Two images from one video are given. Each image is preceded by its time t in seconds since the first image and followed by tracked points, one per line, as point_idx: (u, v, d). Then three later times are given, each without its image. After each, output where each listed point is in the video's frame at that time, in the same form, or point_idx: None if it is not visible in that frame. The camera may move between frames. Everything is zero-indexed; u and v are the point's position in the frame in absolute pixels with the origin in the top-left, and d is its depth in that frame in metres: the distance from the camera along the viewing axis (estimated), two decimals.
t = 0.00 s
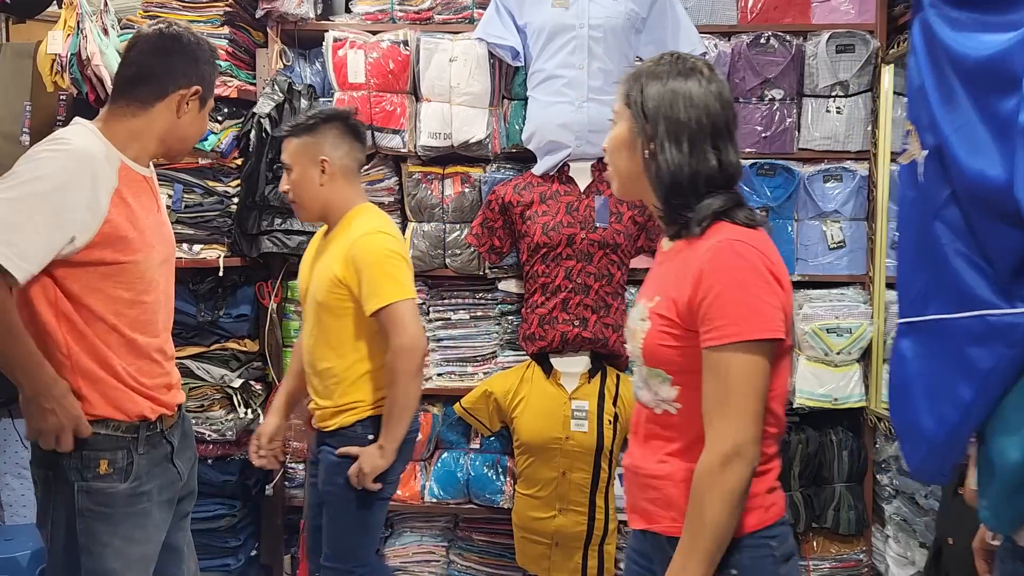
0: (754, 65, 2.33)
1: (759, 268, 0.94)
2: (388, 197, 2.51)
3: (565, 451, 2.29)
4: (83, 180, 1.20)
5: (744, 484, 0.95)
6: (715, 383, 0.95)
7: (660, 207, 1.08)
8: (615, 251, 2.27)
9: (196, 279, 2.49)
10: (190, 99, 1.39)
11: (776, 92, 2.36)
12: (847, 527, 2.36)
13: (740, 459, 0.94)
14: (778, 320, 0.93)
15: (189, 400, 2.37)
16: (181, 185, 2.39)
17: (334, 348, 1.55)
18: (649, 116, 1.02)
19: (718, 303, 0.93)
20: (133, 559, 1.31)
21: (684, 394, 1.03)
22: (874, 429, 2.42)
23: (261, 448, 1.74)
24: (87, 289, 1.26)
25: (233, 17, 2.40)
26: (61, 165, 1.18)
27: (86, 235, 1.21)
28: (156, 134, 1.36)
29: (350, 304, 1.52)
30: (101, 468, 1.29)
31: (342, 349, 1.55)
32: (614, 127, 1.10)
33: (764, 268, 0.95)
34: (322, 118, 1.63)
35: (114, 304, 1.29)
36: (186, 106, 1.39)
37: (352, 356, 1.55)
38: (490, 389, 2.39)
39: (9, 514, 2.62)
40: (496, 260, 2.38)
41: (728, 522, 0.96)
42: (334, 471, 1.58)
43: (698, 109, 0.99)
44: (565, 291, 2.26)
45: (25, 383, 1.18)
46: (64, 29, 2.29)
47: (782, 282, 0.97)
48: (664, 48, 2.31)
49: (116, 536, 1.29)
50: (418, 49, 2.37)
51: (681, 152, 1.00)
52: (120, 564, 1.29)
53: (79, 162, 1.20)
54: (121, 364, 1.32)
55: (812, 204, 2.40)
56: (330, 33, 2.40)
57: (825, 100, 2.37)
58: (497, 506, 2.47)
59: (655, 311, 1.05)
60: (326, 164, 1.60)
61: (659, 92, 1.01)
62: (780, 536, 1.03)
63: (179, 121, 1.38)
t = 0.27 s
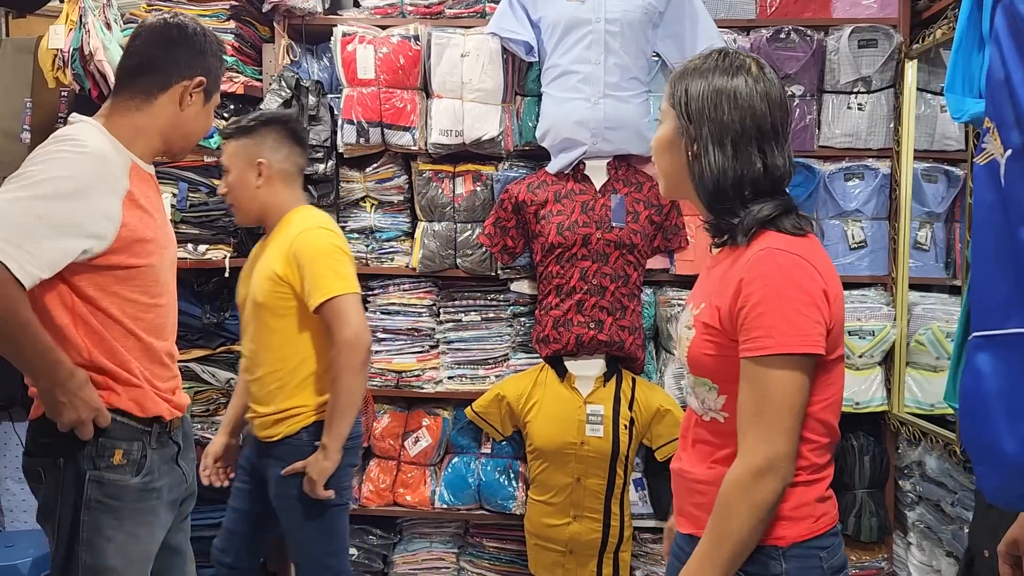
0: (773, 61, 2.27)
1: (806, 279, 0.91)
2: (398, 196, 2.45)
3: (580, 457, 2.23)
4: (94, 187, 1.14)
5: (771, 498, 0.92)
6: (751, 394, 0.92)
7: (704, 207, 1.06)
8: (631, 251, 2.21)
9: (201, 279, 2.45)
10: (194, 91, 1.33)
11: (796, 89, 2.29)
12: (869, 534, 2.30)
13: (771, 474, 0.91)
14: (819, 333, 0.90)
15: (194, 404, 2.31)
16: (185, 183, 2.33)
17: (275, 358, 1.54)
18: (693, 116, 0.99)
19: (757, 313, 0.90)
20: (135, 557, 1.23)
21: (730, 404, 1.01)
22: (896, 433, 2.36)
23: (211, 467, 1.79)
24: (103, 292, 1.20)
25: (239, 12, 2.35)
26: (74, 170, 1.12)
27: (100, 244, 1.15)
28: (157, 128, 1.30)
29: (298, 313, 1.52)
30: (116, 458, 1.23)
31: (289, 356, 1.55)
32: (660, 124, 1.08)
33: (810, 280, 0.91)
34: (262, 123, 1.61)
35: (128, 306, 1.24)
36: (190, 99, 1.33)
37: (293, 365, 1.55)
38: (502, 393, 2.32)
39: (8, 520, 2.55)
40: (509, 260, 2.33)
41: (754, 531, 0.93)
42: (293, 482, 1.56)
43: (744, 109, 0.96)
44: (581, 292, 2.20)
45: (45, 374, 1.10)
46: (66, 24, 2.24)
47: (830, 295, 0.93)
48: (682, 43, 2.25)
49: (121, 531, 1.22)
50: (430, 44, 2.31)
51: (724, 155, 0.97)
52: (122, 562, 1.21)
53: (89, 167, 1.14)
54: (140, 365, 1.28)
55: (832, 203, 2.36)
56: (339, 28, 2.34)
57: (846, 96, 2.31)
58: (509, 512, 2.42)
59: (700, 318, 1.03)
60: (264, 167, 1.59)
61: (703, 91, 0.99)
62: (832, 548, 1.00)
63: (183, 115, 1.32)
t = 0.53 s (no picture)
0: (782, 58, 2.23)
1: (814, 277, 0.94)
2: (401, 196, 2.42)
3: (586, 461, 2.20)
4: (84, 189, 1.09)
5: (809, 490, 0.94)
6: (776, 392, 0.95)
7: (713, 211, 1.08)
8: (637, 252, 2.18)
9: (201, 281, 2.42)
10: (184, 84, 1.28)
11: (805, 86, 2.27)
12: (879, 540, 2.26)
13: (808, 464, 0.94)
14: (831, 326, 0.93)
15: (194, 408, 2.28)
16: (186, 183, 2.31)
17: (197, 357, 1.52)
18: (700, 121, 1.02)
19: (772, 312, 0.93)
20: (132, 567, 1.20)
21: (734, 399, 1.04)
22: (906, 437, 2.32)
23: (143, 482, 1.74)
24: (98, 301, 1.15)
25: (240, 9, 2.31)
26: (60, 174, 1.07)
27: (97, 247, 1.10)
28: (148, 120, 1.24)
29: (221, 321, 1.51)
30: (115, 466, 1.19)
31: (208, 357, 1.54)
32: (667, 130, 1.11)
33: (820, 277, 0.94)
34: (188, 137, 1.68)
35: (125, 313, 1.19)
36: (180, 92, 1.27)
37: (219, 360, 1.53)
38: (506, 395, 2.29)
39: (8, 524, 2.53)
40: (514, 261, 2.30)
41: (807, 525, 0.95)
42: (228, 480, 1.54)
43: (749, 112, 0.99)
44: (587, 293, 2.17)
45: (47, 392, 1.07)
46: (64, 21, 2.20)
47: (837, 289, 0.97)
48: (690, 40, 2.22)
49: (120, 540, 1.19)
50: (433, 41, 2.28)
51: (732, 157, 1.00)
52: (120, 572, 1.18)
53: (77, 169, 1.09)
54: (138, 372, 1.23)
55: (842, 203, 2.32)
56: (341, 25, 2.31)
57: (857, 94, 2.28)
58: (513, 517, 2.38)
59: (707, 317, 1.05)
60: (175, 175, 1.57)
61: (708, 96, 1.02)
62: (817, 538, 1.04)
63: (175, 108, 1.27)
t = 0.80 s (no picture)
0: (782, 55, 2.20)
1: (778, 268, 1.03)
2: (397, 196, 2.40)
3: (583, 464, 2.18)
4: (57, 193, 1.04)
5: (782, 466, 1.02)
6: (747, 375, 1.03)
7: (689, 213, 1.18)
8: (635, 252, 2.15)
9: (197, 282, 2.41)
10: (178, 84, 1.26)
11: (805, 85, 2.23)
12: (881, 544, 2.23)
13: (782, 440, 1.01)
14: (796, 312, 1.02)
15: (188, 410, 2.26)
16: (180, 183, 2.28)
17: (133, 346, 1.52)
18: (680, 127, 1.12)
19: (741, 300, 1.01)
20: None
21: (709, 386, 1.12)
22: (909, 439, 2.28)
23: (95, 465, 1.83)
24: (88, 308, 1.13)
25: (234, 8, 2.29)
26: (31, 181, 1.03)
27: (76, 252, 1.08)
28: (141, 121, 1.22)
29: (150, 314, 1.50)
30: (100, 482, 1.18)
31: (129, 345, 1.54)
32: (648, 138, 1.21)
33: (784, 269, 1.03)
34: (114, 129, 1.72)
35: (117, 320, 1.16)
36: (175, 92, 1.25)
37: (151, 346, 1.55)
38: (503, 397, 2.27)
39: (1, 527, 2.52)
40: (510, 262, 2.27)
41: (784, 502, 1.02)
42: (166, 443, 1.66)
43: (725, 119, 1.10)
44: (584, 294, 2.13)
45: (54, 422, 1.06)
46: (56, 20, 2.19)
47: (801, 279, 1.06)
48: (689, 37, 2.19)
49: (108, 555, 1.19)
50: (428, 39, 2.25)
51: (710, 159, 1.10)
52: None
53: (47, 173, 1.05)
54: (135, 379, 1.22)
55: (843, 202, 2.28)
56: (336, 23, 2.28)
57: (858, 92, 2.25)
58: (510, 520, 2.36)
59: (682, 310, 1.13)
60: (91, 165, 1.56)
61: (687, 104, 1.12)
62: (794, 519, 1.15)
63: (169, 109, 1.25)
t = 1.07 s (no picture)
0: (781, 52, 2.17)
1: (781, 261, 1.02)
2: (391, 195, 2.37)
3: (578, 467, 2.15)
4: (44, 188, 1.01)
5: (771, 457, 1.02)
6: (748, 367, 1.02)
7: (681, 214, 1.18)
8: (631, 252, 2.11)
9: (189, 281, 2.39)
10: (173, 80, 1.22)
11: (805, 82, 2.20)
12: (881, 549, 2.19)
13: (774, 433, 1.01)
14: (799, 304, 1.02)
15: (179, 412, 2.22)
16: (171, 182, 2.22)
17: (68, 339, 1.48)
18: (671, 128, 1.13)
19: (746, 293, 1.00)
20: None
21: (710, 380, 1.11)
22: (910, 443, 2.24)
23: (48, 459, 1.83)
24: (91, 310, 1.12)
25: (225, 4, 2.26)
26: (15, 181, 1.00)
27: (74, 247, 1.05)
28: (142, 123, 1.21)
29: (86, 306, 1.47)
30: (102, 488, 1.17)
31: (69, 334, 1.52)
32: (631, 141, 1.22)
33: (787, 262, 1.03)
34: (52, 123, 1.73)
35: (122, 320, 1.15)
36: (169, 88, 1.22)
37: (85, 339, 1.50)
38: (497, 399, 2.24)
39: None
40: (505, 261, 2.25)
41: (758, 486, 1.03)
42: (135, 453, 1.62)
43: (715, 120, 1.11)
44: (580, 295, 2.09)
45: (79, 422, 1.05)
46: (45, 17, 2.17)
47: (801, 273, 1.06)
48: (687, 35, 2.16)
49: (103, 563, 1.17)
50: (422, 36, 2.23)
51: (703, 159, 1.11)
52: None
53: (28, 170, 1.01)
54: (149, 378, 1.22)
55: (843, 201, 2.24)
56: (328, 20, 2.26)
57: (858, 90, 2.20)
58: (505, 523, 2.33)
59: (681, 304, 1.12)
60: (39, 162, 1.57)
61: (676, 107, 1.14)
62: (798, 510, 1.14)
63: (163, 106, 1.22)
